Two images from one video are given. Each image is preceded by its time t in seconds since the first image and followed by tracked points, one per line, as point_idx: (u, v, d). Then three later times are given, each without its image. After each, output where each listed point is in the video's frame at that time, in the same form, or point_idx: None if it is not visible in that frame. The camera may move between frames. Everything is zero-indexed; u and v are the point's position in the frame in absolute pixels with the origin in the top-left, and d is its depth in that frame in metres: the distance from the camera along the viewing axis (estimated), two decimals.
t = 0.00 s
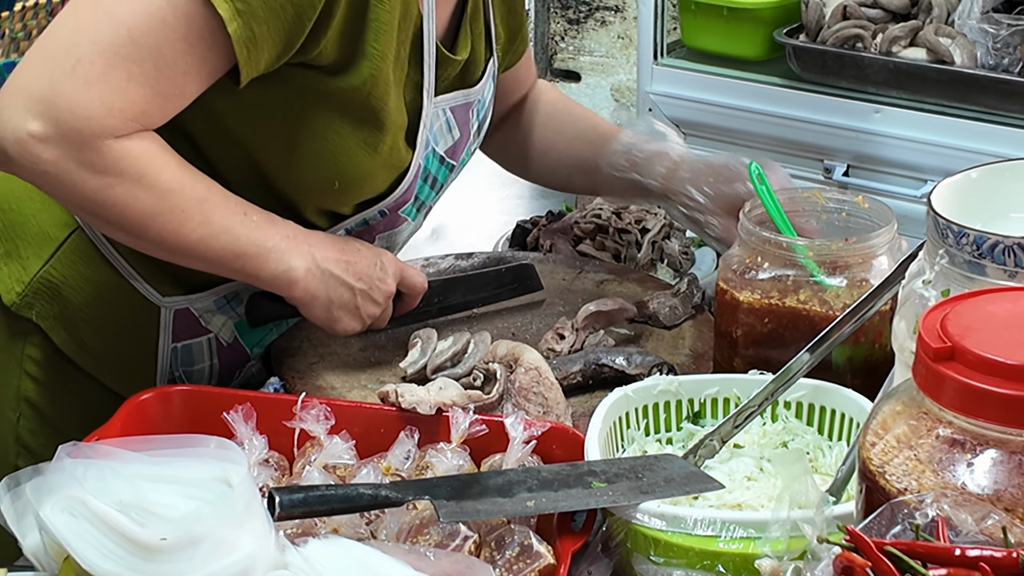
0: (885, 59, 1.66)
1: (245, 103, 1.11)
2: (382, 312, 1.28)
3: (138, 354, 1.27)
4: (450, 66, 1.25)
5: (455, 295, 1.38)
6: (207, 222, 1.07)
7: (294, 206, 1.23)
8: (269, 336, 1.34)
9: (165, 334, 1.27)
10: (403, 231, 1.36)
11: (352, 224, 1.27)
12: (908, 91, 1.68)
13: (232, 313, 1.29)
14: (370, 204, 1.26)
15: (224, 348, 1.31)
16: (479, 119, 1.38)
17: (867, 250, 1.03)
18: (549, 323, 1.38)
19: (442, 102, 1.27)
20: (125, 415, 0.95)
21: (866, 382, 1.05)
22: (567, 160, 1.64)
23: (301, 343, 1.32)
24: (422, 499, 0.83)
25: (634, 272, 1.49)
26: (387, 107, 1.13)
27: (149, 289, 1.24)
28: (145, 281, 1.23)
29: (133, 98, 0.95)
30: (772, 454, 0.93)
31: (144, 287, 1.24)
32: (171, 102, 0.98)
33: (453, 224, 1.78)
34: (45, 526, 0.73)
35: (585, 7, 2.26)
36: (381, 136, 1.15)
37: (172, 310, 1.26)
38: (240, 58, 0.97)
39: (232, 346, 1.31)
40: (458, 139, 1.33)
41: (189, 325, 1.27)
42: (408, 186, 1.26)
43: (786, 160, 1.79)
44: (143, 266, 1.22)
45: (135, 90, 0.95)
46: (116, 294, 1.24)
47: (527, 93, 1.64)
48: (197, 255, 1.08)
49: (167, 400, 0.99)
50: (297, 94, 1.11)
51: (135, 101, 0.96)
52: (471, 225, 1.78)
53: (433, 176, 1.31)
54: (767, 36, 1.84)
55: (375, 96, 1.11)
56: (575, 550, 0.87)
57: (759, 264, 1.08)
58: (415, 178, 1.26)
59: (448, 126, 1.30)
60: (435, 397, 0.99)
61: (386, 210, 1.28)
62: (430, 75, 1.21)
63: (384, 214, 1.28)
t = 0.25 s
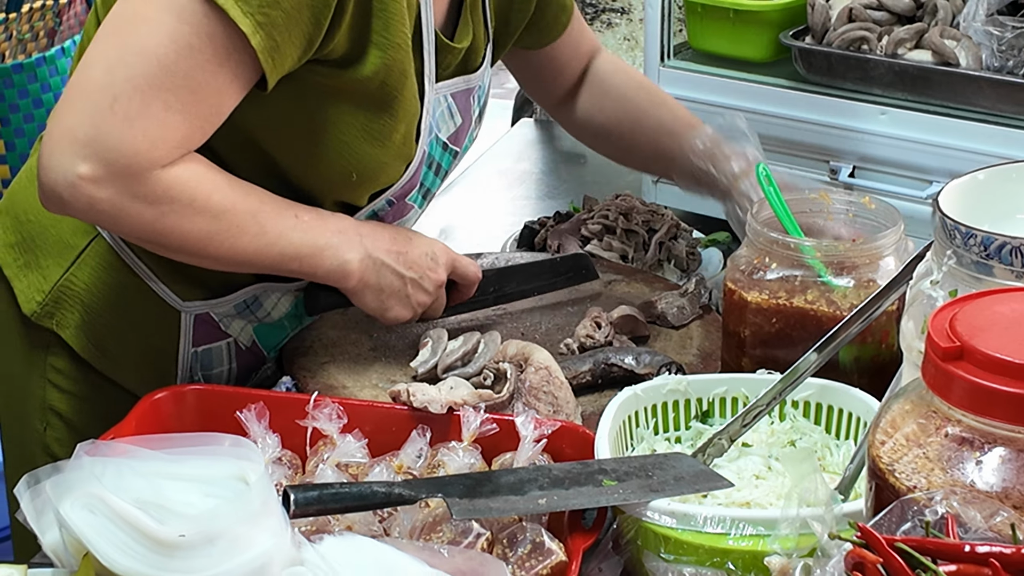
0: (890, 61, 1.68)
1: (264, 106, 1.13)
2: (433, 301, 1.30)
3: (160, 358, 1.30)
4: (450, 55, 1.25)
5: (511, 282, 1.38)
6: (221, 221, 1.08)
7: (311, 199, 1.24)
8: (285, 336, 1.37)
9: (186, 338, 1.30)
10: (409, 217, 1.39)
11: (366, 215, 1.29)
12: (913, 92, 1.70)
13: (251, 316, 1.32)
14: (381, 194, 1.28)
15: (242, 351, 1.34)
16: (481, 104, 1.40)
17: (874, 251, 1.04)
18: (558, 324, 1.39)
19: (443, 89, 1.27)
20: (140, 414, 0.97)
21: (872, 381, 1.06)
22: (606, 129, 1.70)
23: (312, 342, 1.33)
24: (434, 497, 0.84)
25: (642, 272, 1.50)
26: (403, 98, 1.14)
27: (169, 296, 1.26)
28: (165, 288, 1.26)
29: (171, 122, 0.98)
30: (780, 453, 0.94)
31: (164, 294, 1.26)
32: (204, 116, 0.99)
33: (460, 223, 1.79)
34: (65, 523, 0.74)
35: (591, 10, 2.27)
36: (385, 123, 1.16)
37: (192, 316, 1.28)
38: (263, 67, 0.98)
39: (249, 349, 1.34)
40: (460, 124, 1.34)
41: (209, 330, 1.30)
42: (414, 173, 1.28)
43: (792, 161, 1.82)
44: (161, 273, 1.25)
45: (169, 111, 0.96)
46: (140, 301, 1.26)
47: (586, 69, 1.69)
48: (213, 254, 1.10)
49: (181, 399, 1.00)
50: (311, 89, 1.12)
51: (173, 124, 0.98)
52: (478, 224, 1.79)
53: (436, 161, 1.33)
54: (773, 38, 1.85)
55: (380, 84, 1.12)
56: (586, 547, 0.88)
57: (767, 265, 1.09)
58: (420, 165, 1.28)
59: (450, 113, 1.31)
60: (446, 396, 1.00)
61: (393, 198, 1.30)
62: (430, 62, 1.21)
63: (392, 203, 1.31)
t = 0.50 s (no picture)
0: (900, 60, 1.67)
1: (223, 93, 1.12)
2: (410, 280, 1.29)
3: (161, 351, 1.27)
4: None
5: (505, 284, 1.37)
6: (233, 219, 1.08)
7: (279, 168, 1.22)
8: (285, 319, 1.33)
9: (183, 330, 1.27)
10: (391, 178, 1.36)
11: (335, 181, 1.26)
12: (923, 92, 1.69)
13: (245, 300, 1.28)
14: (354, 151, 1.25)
15: (242, 336, 1.30)
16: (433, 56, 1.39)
17: (886, 249, 1.04)
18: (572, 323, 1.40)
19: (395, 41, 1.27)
20: (158, 410, 0.97)
21: (885, 378, 1.07)
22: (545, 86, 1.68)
23: (326, 339, 1.34)
24: (453, 493, 0.85)
25: (653, 270, 1.51)
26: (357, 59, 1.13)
27: (160, 288, 1.23)
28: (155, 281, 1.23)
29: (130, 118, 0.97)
30: (794, 449, 0.94)
31: (154, 286, 1.23)
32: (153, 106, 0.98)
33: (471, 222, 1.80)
34: (89, 518, 0.75)
35: (601, 9, 2.28)
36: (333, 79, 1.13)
37: (187, 307, 1.25)
38: (202, 49, 0.97)
39: (249, 333, 1.31)
40: (419, 75, 1.32)
41: (205, 318, 1.27)
42: (385, 128, 1.26)
43: (801, 160, 1.81)
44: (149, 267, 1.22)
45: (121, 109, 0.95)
46: (127, 296, 1.24)
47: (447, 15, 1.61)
48: (226, 248, 1.11)
49: (198, 396, 1.01)
50: (254, 62, 1.10)
51: (127, 123, 0.97)
52: (489, 223, 1.80)
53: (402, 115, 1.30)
54: (783, 37, 1.85)
55: (325, 45, 1.10)
56: (602, 543, 0.89)
57: (780, 263, 1.09)
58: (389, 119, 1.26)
59: (406, 63, 1.30)
60: (461, 393, 1.01)
61: (370, 154, 1.27)
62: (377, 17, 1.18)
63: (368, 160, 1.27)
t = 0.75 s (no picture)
0: (901, 57, 1.68)
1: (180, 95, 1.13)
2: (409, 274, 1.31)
3: (96, 330, 1.29)
4: None
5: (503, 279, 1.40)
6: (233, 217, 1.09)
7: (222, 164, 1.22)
8: (224, 296, 1.33)
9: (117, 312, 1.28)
10: (338, 163, 1.35)
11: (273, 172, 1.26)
12: (923, 89, 1.69)
13: (176, 279, 1.28)
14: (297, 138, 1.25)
15: (179, 317, 1.31)
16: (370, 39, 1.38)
17: (887, 244, 1.05)
18: (575, 319, 1.40)
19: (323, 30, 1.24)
20: (163, 407, 0.98)
21: (886, 373, 1.08)
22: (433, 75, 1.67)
23: (330, 335, 1.34)
24: (457, 486, 0.86)
25: (655, 267, 1.51)
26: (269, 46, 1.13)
27: (90, 271, 1.25)
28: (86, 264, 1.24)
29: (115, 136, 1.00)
30: (796, 443, 0.95)
31: (84, 270, 1.24)
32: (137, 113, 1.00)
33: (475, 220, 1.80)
34: (98, 510, 0.76)
35: (602, 7, 2.29)
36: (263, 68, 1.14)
37: (119, 290, 1.26)
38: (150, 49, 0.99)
39: (186, 314, 1.31)
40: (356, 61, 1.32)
41: (139, 301, 1.27)
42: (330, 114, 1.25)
43: (803, 157, 1.81)
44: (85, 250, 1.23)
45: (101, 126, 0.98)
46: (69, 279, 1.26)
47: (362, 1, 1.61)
48: (229, 245, 1.12)
49: (204, 391, 1.01)
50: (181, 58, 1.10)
51: (113, 139, 1.00)
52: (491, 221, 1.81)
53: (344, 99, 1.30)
54: (784, 35, 1.86)
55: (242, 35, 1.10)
56: (605, 536, 0.89)
57: (782, 258, 1.09)
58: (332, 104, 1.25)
59: (342, 50, 1.29)
60: (465, 387, 1.01)
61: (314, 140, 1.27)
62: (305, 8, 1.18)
63: (312, 146, 1.27)
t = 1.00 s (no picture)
0: (899, 57, 1.68)
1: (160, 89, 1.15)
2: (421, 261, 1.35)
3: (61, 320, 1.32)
4: None
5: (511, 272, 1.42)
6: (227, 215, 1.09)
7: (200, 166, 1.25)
8: (192, 293, 1.37)
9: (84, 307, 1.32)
10: (308, 163, 1.36)
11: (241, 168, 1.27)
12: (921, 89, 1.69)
13: (143, 275, 1.31)
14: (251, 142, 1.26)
15: (147, 312, 1.35)
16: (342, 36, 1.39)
17: (886, 245, 1.05)
18: (573, 318, 1.40)
19: (290, 28, 1.25)
20: (161, 407, 0.98)
21: (885, 374, 1.08)
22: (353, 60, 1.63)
23: (328, 335, 1.34)
24: (455, 487, 0.85)
25: (654, 267, 1.51)
26: (234, 44, 1.14)
27: (58, 267, 1.28)
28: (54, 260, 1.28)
29: (117, 137, 1.01)
30: (794, 443, 0.95)
31: (52, 265, 1.28)
32: (135, 111, 1.01)
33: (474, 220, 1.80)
34: (94, 510, 0.76)
35: (601, 7, 2.29)
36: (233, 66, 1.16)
37: (86, 285, 1.29)
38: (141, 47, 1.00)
39: (153, 309, 1.35)
40: (326, 60, 1.34)
41: (105, 295, 1.31)
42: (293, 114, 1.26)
43: (802, 157, 1.81)
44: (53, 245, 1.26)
45: (103, 128, 0.99)
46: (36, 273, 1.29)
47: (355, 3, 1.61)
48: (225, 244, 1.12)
49: (201, 391, 1.01)
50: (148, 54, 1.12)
51: (108, 141, 1.00)
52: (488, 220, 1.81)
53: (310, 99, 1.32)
54: (783, 35, 1.86)
55: (210, 32, 1.12)
56: (603, 536, 0.89)
57: (780, 259, 1.09)
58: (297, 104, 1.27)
59: (309, 50, 1.30)
60: (464, 388, 1.01)
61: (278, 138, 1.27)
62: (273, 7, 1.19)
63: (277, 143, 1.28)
